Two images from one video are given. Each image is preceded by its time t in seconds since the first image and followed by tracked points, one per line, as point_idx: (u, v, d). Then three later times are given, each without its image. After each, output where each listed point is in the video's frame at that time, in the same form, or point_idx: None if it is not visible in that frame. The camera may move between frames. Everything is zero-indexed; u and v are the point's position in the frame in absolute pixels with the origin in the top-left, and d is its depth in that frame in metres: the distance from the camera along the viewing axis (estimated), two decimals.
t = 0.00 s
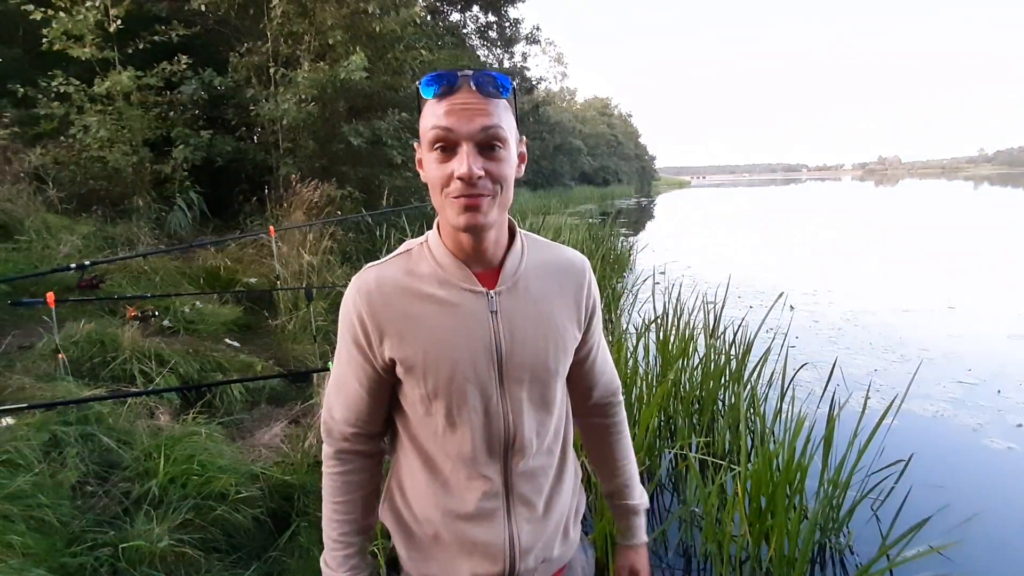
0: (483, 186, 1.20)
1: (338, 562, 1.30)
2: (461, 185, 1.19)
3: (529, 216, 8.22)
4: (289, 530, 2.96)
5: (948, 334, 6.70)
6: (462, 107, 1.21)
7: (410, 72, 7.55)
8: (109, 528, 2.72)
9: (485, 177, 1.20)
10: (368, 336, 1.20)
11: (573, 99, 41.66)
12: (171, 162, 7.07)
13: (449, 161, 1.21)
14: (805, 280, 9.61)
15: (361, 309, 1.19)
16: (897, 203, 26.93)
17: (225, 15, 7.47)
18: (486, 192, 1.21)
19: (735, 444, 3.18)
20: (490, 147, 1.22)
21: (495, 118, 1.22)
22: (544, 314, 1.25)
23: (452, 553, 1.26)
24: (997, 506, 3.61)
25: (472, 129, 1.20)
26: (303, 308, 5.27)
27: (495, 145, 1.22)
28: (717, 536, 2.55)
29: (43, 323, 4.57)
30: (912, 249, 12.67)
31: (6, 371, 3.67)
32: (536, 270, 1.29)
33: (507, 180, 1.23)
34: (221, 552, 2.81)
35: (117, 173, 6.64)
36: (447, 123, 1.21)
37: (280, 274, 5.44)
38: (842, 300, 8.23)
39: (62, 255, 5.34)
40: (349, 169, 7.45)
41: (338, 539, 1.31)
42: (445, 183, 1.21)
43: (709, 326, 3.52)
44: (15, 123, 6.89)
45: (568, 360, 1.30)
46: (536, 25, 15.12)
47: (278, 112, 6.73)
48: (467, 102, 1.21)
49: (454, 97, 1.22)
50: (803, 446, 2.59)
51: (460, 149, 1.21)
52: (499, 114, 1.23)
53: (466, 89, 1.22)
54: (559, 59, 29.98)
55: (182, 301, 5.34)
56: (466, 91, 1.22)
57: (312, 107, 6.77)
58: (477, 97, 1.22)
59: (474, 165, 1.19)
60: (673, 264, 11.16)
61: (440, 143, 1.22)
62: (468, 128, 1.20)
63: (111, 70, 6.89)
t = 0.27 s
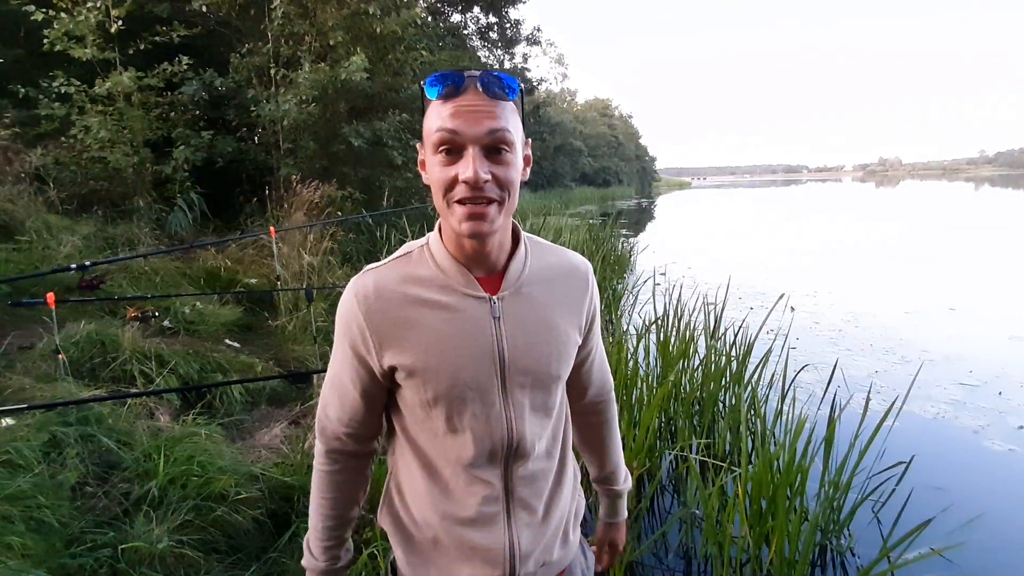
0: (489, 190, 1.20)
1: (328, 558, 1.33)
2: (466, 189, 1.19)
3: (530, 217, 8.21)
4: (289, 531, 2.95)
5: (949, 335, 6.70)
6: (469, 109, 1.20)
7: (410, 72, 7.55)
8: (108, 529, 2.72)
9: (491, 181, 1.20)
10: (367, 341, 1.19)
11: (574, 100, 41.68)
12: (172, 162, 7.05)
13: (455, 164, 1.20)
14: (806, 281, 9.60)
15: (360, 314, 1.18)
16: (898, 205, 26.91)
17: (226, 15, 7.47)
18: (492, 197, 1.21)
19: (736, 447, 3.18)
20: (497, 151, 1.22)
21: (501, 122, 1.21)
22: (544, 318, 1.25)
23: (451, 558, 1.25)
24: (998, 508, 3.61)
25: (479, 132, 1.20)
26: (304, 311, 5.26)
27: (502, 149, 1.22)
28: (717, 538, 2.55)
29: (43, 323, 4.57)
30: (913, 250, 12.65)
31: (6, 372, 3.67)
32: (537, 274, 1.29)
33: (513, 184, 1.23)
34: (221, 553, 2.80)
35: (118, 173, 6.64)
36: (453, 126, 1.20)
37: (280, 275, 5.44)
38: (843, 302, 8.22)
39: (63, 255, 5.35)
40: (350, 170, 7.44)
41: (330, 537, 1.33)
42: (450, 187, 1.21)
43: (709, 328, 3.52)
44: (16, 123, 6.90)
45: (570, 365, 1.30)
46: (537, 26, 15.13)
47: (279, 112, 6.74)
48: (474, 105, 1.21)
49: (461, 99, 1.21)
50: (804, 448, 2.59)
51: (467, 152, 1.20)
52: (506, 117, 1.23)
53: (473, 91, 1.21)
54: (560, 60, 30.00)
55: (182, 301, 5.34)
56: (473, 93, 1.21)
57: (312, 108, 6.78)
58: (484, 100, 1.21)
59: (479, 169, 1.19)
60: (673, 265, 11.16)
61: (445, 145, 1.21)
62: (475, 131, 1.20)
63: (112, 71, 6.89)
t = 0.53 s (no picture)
0: (491, 190, 1.20)
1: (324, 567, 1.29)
2: (469, 190, 1.19)
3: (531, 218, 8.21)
4: (289, 532, 2.95)
5: (950, 336, 6.70)
6: (472, 110, 1.20)
7: (411, 73, 7.55)
8: (108, 530, 2.71)
9: (494, 182, 1.20)
10: (367, 342, 1.19)
11: (575, 101, 41.66)
12: (173, 163, 7.04)
13: (457, 164, 1.20)
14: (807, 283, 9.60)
15: (361, 314, 1.18)
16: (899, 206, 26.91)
17: (227, 16, 7.47)
18: (494, 198, 1.21)
19: (737, 448, 3.17)
20: (500, 152, 1.22)
21: (503, 122, 1.21)
22: (546, 319, 1.25)
23: (452, 559, 1.25)
24: (1000, 510, 3.60)
25: (481, 132, 1.20)
26: (304, 311, 5.26)
27: (504, 151, 1.22)
28: (718, 539, 2.54)
29: (44, 323, 4.57)
30: (915, 252, 12.65)
31: (7, 372, 3.67)
32: (539, 274, 1.29)
33: (515, 185, 1.23)
34: (221, 554, 2.80)
35: (119, 174, 6.64)
36: (455, 125, 1.20)
37: (281, 276, 5.44)
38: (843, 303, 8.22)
39: (64, 256, 5.35)
40: (351, 170, 7.44)
41: (323, 546, 1.30)
42: (452, 187, 1.20)
43: (710, 329, 3.51)
44: (17, 124, 6.91)
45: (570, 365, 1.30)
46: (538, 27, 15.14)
47: (280, 113, 6.75)
48: (476, 105, 1.21)
49: (464, 98, 1.21)
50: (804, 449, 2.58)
51: (470, 153, 1.20)
52: (508, 117, 1.23)
53: (475, 91, 1.21)
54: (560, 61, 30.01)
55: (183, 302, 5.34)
56: (476, 93, 1.21)
57: (313, 109, 6.78)
58: (486, 100, 1.21)
59: (482, 169, 1.19)
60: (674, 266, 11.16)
61: (447, 146, 1.21)
62: (477, 131, 1.20)
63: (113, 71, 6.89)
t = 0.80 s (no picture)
0: (496, 195, 1.20)
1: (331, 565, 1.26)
2: (474, 194, 1.20)
3: (532, 220, 8.22)
4: (290, 534, 2.96)
5: (952, 338, 6.70)
6: (478, 114, 1.21)
7: (412, 75, 7.57)
8: (110, 531, 2.72)
9: (499, 186, 1.20)
10: (369, 343, 1.19)
11: (576, 103, 41.68)
12: (175, 165, 7.09)
13: (463, 168, 1.21)
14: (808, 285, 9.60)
15: (363, 316, 1.19)
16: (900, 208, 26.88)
17: (229, 18, 7.49)
18: (499, 202, 1.22)
19: (738, 450, 3.17)
20: (505, 156, 1.22)
21: (509, 127, 1.22)
22: (548, 319, 1.26)
23: (455, 560, 1.25)
24: (1001, 512, 3.60)
25: (488, 138, 1.20)
26: (306, 312, 5.27)
27: (509, 155, 1.23)
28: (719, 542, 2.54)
29: (46, 324, 4.58)
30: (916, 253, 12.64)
31: (9, 373, 3.68)
32: (541, 275, 1.29)
33: (520, 189, 1.24)
34: (222, 555, 2.80)
35: (121, 175, 6.64)
36: (461, 129, 1.21)
37: (282, 277, 5.46)
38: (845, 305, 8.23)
39: (66, 257, 5.37)
40: (352, 172, 7.45)
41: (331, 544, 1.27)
42: (457, 190, 1.21)
43: (711, 330, 3.51)
44: (21, 126, 6.93)
45: (573, 366, 1.31)
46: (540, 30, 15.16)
47: (282, 115, 6.77)
48: (482, 109, 1.21)
49: (470, 102, 1.21)
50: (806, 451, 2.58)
51: (475, 157, 1.21)
52: (514, 122, 1.23)
53: (481, 95, 1.22)
54: (561, 64, 30.03)
55: (185, 304, 5.35)
56: (482, 97, 1.22)
57: (315, 111, 6.80)
58: (492, 104, 1.22)
59: (488, 174, 1.19)
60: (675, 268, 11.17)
61: (453, 149, 1.21)
62: (484, 136, 1.20)
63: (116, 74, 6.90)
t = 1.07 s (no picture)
0: (502, 198, 1.22)
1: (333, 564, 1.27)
2: (480, 196, 1.22)
3: (534, 223, 8.22)
4: (292, 536, 2.97)
5: (953, 342, 6.69)
6: (488, 118, 1.22)
7: (414, 79, 7.58)
8: (113, 533, 2.72)
9: (505, 190, 1.22)
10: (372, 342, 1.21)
11: (577, 106, 41.73)
12: (178, 169, 7.10)
13: (471, 171, 1.23)
14: (809, 288, 9.60)
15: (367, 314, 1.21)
16: (901, 211, 26.87)
17: (233, 23, 7.51)
18: (504, 206, 1.24)
19: (739, 453, 3.17)
20: (513, 162, 1.24)
21: (518, 133, 1.24)
22: (549, 319, 1.27)
23: (457, 557, 1.26)
24: (1003, 516, 3.60)
25: (497, 143, 1.22)
26: (308, 316, 5.28)
27: (517, 160, 1.24)
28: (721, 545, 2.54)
29: (49, 327, 4.59)
30: (918, 257, 12.63)
31: (13, 376, 3.69)
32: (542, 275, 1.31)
33: (526, 193, 1.25)
34: (225, 558, 2.80)
35: (124, 179, 6.67)
36: (472, 136, 1.22)
37: (284, 280, 5.47)
38: (845, 308, 8.23)
39: (70, 260, 5.39)
40: (354, 176, 7.47)
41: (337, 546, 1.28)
42: (463, 192, 1.23)
43: (712, 334, 3.52)
44: (25, 129, 6.97)
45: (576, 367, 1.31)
46: (541, 34, 15.19)
47: (285, 120, 6.79)
48: (493, 114, 1.23)
49: (482, 109, 1.23)
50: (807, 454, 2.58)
51: (484, 161, 1.22)
52: (523, 129, 1.25)
53: (492, 101, 1.23)
54: (563, 68, 30.06)
55: (187, 307, 5.37)
56: (494, 105, 1.23)
57: (318, 115, 6.82)
58: (503, 112, 1.23)
59: (496, 179, 1.21)
60: (676, 271, 11.17)
61: (462, 152, 1.23)
62: (494, 143, 1.22)
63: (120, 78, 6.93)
